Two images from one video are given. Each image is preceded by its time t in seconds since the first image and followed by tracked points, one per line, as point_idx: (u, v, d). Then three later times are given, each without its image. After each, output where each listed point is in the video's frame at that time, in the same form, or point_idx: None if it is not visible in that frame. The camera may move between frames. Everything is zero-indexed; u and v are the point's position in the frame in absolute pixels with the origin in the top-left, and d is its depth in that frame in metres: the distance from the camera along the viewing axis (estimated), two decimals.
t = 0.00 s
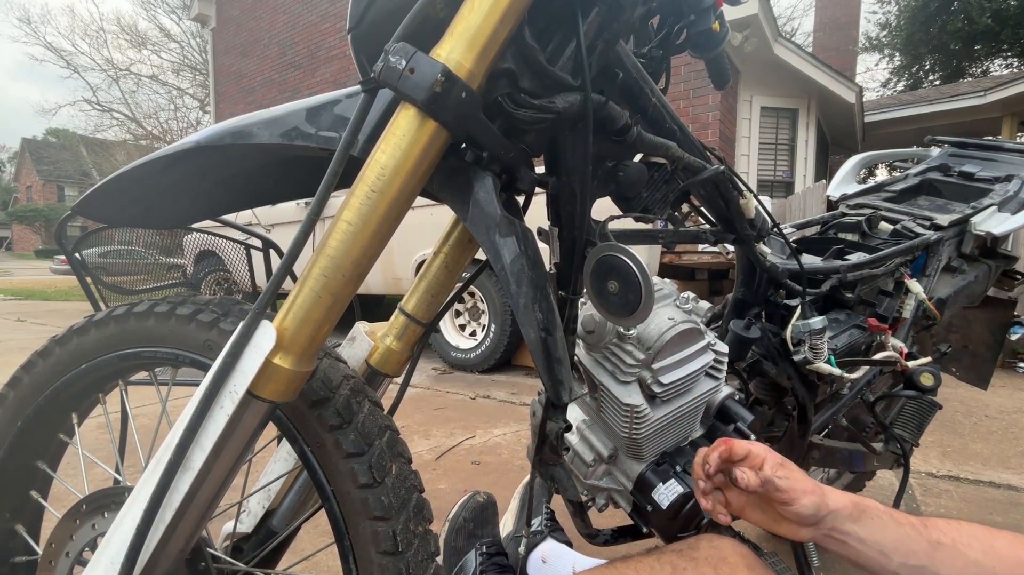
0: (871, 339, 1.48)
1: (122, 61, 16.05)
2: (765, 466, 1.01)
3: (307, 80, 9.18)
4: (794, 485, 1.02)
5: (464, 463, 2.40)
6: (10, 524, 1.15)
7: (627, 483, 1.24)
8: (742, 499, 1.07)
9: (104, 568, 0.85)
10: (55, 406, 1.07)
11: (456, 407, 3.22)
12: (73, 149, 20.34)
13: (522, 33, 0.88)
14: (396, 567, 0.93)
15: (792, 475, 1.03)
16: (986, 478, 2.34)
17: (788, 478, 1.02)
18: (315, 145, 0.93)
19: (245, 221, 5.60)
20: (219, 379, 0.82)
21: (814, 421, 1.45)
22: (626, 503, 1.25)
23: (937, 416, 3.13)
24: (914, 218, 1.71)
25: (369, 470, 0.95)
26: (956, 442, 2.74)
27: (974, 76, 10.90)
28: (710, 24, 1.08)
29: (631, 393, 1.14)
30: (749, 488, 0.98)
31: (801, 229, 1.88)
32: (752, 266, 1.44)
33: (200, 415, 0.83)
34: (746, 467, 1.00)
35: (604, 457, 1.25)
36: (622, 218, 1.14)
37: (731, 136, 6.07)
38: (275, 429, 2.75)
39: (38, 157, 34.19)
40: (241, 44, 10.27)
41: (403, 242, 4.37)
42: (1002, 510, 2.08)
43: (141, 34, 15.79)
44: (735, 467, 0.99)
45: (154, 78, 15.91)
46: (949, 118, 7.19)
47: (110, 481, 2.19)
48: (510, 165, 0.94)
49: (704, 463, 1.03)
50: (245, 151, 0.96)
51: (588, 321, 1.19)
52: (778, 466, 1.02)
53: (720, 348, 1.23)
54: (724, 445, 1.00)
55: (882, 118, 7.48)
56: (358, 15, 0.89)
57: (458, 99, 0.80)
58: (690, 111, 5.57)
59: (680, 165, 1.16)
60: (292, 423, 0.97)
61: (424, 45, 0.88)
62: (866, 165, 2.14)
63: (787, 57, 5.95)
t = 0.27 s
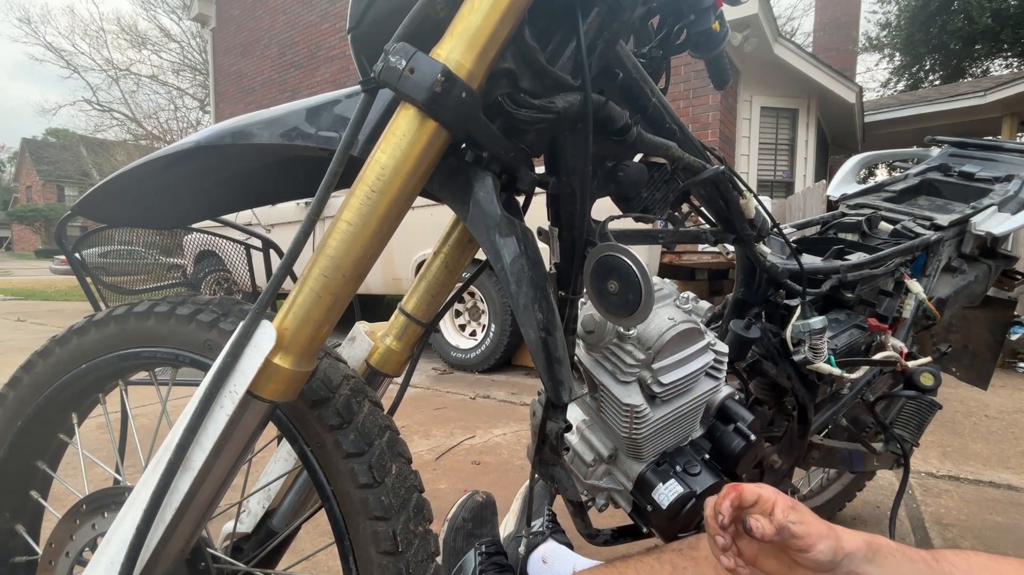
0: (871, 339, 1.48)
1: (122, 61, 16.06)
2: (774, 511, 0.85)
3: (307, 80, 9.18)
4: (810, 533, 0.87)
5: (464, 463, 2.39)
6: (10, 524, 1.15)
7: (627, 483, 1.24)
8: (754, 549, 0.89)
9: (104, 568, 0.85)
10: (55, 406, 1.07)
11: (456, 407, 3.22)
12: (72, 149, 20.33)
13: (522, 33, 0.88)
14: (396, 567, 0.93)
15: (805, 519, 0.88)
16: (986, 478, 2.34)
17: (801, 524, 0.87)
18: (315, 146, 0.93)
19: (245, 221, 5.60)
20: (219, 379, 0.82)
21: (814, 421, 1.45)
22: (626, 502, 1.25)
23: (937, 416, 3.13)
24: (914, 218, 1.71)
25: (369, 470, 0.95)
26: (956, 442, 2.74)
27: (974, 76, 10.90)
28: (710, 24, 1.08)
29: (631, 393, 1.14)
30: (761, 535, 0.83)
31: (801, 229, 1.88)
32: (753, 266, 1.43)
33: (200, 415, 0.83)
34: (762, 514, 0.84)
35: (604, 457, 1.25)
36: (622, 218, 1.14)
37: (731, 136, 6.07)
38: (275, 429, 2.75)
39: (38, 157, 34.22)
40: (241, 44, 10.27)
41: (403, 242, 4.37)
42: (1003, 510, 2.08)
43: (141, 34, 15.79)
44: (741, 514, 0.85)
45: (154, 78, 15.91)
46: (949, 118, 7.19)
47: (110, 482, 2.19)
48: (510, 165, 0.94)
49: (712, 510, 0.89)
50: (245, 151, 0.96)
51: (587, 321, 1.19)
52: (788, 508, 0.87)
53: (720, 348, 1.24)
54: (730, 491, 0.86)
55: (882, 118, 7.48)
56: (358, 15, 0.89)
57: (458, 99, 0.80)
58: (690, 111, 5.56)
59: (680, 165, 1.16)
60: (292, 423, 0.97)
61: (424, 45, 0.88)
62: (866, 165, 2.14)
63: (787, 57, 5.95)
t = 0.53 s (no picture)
0: (871, 339, 1.48)
1: (122, 61, 16.06)
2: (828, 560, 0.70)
3: (307, 80, 9.18)
4: None
5: (464, 463, 2.40)
6: (10, 524, 1.15)
7: (627, 483, 1.24)
8: None
9: (104, 568, 0.85)
10: (55, 406, 1.07)
11: (456, 406, 3.22)
12: (72, 149, 20.33)
13: (522, 33, 0.88)
14: (396, 567, 0.93)
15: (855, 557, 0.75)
16: (986, 478, 2.34)
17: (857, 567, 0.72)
18: (315, 145, 0.93)
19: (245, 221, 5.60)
20: (219, 379, 0.83)
21: (815, 421, 1.45)
22: (626, 502, 1.25)
23: (937, 416, 3.13)
24: (914, 218, 1.71)
25: (369, 470, 0.95)
26: (956, 442, 2.74)
27: (974, 76, 10.91)
28: (710, 24, 1.08)
29: (631, 393, 1.14)
30: None
31: (801, 229, 1.88)
32: (753, 266, 1.43)
33: (200, 415, 0.83)
34: None
35: (604, 457, 1.26)
36: (622, 218, 1.14)
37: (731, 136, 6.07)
38: (275, 429, 2.75)
39: (38, 157, 34.22)
40: (241, 44, 10.27)
41: (403, 242, 4.37)
42: (1003, 510, 2.08)
43: (141, 34, 15.78)
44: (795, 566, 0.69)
45: (154, 78, 15.90)
46: (949, 118, 7.19)
47: (110, 482, 2.19)
48: (510, 165, 0.94)
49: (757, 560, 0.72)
50: (245, 151, 0.96)
51: (587, 321, 1.19)
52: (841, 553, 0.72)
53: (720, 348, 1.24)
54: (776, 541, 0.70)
55: (882, 118, 7.48)
56: (358, 15, 0.89)
57: (458, 99, 0.80)
58: (690, 111, 5.56)
59: (680, 165, 1.16)
60: (292, 423, 0.97)
61: (424, 45, 0.88)
62: (866, 165, 2.14)
63: (787, 57, 5.95)
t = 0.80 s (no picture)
0: (871, 339, 1.48)
1: (122, 61, 16.06)
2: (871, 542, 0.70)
3: (307, 80, 9.18)
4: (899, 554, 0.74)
5: (464, 463, 2.40)
6: (10, 524, 1.15)
7: (628, 483, 1.24)
8: None
9: (104, 568, 0.85)
10: (55, 406, 1.07)
11: (456, 407, 3.22)
12: (72, 149, 20.33)
13: (522, 33, 0.88)
14: (396, 567, 0.93)
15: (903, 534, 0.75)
16: (986, 478, 2.34)
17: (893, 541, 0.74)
18: (315, 145, 0.93)
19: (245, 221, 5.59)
20: (219, 379, 0.83)
21: (814, 420, 1.45)
22: (626, 503, 1.25)
23: (937, 416, 3.13)
24: (914, 218, 1.71)
25: (369, 470, 0.95)
26: (956, 442, 2.74)
27: (974, 76, 10.91)
28: (710, 24, 1.08)
29: (631, 393, 1.14)
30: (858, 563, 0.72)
31: (801, 229, 1.88)
32: (753, 266, 1.43)
33: (200, 415, 0.83)
34: None
35: (604, 457, 1.25)
36: (622, 218, 1.14)
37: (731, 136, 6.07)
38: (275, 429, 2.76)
39: (38, 157, 34.23)
40: (241, 44, 10.27)
41: (403, 242, 4.37)
42: (1003, 510, 2.08)
43: (141, 34, 15.78)
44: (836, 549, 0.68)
45: (154, 78, 15.90)
46: (949, 118, 7.19)
47: (110, 482, 2.19)
48: (510, 165, 0.94)
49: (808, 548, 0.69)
50: (245, 151, 0.96)
51: (587, 321, 1.20)
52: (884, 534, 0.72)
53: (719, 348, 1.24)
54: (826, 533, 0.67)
55: (882, 118, 7.48)
56: (358, 15, 0.89)
57: (458, 99, 0.80)
58: (690, 111, 5.56)
59: (680, 165, 1.16)
60: (292, 423, 0.97)
61: (424, 45, 0.88)
62: (866, 165, 2.14)
63: (787, 57, 5.95)
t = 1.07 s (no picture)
0: (871, 339, 1.48)
1: (122, 61, 16.06)
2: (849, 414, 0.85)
3: (307, 80, 9.18)
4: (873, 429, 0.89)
5: (464, 463, 2.40)
6: (10, 524, 1.14)
7: (627, 483, 1.24)
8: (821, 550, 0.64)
9: (104, 568, 0.85)
10: (55, 407, 1.07)
11: (456, 406, 3.22)
12: (72, 149, 20.33)
13: (522, 33, 0.88)
14: (396, 567, 0.93)
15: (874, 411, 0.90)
16: (986, 478, 2.34)
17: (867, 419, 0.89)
18: (315, 145, 0.93)
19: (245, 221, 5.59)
20: (219, 379, 0.82)
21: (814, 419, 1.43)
22: (626, 503, 1.25)
23: (937, 416, 3.13)
24: (914, 218, 1.71)
25: (369, 470, 0.95)
26: (956, 442, 2.74)
27: (974, 76, 10.92)
28: (710, 24, 1.08)
29: (631, 393, 1.14)
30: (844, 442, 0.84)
31: (801, 229, 1.88)
32: (753, 266, 1.43)
33: (200, 415, 0.83)
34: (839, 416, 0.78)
35: (604, 458, 1.25)
36: (622, 218, 1.14)
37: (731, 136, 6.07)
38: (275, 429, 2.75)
39: (38, 157, 34.23)
40: (241, 44, 10.26)
41: (403, 241, 4.37)
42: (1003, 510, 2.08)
43: (141, 34, 15.78)
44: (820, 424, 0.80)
45: (154, 78, 15.90)
46: (948, 118, 7.19)
47: (110, 481, 2.19)
48: (510, 165, 0.94)
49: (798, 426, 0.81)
50: (245, 151, 0.96)
51: (587, 321, 1.20)
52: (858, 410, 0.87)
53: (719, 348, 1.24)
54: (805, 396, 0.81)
55: (882, 118, 7.48)
56: (358, 15, 0.89)
57: (458, 99, 0.79)
58: (690, 111, 5.56)
59: (680, 165, 1.16)
60: (292, 423, 0.97)
61: (424, 45, 0.88)
62: (866, 165, 2.14)
63: (787, 57, 5.95)
